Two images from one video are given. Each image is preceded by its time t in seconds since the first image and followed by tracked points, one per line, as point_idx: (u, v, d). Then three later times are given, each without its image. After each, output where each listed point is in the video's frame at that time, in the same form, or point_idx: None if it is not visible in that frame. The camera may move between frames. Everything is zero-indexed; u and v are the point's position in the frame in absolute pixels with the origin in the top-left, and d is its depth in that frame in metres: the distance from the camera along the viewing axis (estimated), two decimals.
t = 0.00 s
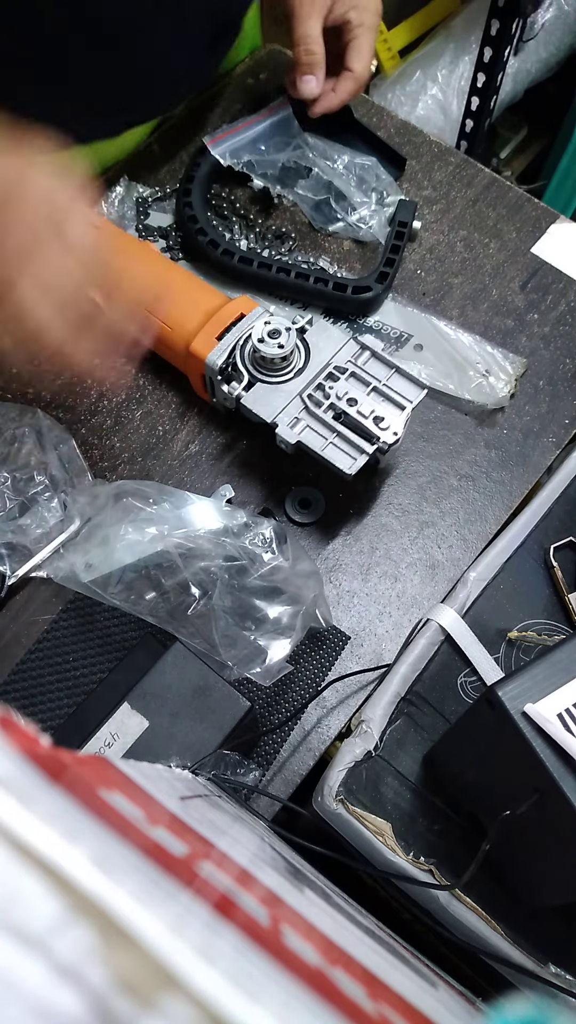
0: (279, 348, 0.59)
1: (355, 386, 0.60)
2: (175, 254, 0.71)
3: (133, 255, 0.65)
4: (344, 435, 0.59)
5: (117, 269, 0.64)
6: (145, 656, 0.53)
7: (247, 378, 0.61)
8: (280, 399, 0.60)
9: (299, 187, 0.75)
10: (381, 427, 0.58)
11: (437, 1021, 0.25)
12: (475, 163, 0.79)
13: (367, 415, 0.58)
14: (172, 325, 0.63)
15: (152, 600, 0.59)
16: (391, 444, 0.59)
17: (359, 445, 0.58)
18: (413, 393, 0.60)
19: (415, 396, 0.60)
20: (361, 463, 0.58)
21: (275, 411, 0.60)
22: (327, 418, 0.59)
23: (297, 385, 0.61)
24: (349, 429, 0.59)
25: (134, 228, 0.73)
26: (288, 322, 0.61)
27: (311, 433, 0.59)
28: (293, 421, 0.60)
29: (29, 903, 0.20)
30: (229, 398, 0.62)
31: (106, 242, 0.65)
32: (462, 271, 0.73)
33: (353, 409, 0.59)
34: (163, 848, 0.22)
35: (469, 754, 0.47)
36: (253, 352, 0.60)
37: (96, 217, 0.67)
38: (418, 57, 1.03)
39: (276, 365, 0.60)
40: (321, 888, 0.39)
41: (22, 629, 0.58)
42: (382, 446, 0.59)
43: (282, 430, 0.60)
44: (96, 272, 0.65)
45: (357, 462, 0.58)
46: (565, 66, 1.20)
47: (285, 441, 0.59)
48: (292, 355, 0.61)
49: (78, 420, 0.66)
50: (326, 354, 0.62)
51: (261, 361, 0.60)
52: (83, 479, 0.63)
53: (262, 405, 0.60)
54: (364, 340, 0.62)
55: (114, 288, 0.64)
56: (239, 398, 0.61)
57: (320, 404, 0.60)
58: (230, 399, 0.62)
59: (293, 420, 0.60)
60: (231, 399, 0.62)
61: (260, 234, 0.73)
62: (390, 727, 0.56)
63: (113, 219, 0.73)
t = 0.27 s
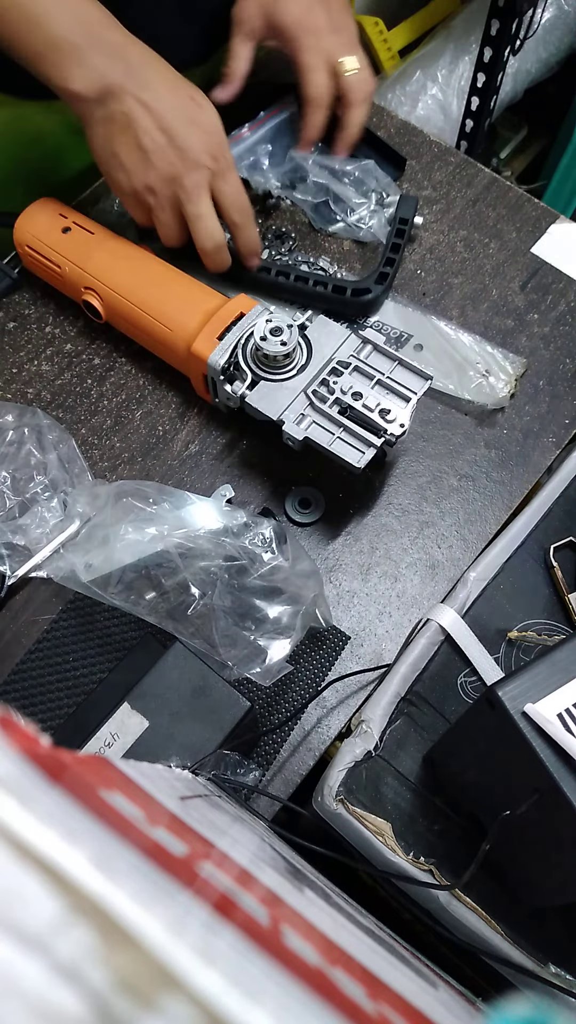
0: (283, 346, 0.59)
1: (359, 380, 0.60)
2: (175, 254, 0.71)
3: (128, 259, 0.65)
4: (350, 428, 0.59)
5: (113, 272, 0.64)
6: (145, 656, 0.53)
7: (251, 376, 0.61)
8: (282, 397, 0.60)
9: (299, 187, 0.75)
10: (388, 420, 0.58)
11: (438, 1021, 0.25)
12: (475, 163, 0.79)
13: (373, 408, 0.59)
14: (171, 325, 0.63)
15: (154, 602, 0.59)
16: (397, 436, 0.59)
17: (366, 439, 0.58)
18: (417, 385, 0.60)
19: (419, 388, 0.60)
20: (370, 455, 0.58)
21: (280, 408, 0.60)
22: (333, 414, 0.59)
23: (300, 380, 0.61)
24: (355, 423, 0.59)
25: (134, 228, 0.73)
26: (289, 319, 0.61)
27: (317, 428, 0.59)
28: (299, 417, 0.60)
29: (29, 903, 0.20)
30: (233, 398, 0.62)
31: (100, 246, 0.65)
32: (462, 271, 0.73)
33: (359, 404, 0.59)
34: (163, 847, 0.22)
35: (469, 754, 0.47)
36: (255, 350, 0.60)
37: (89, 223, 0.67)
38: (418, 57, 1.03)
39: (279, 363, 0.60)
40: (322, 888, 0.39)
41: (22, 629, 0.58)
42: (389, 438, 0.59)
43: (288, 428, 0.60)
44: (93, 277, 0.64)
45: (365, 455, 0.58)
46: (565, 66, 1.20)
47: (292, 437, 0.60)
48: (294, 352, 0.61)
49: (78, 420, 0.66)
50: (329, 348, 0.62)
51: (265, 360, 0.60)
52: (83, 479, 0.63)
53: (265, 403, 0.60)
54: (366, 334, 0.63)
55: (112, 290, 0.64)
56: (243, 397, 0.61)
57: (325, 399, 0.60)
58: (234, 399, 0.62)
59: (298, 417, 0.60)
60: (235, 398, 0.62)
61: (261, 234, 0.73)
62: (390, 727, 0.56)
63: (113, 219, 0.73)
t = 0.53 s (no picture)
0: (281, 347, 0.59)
1: (358, 381, 0.60)
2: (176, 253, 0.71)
3: (127, 260, 0.65)
4: (349, 430, 0.59)
5: (113, 273, 0.64)
6: (145, 656, 0.53)
7: (250, 378, 0.61)
8: (282, 398, 0.60)
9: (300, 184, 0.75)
10: (387, 421, 0.59)
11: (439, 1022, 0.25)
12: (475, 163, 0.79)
13: (372, 409, 0.59)
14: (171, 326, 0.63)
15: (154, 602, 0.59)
16: (397, 437, 0.59)
17: (365, 441, 0.58)
18: (416, 385, 0.60)
19: (418, 389, 0.60)
20: (370, 456, 0.58)
21: (279, 408, 0.60)
22: (331, 416, 0.59)
23: (299, 382, 0.61)
24: (354, 424, 0.59)
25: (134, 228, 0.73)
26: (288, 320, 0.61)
27: (316, 429, 0.59)
28: (298, 419, 0.60)
29: (30, 904, 0.20)
30: (232, 398, 0.62)
31: (100, 248, 0.65)
32: (462, 271, 0.73)
33: (358, 405, 0.59)
34: (163, 847, 0.22)
35: (469, 754, 0.47)
36: (254, 350, 0.60)
37: (88, 224, 0.67)
38: (418, 57, 1.03)
39: (278, 364, 0.60)
40: (322, 888, 0.39)
41: (22, 629, 0.58)
42: (388, 439, 0.59)
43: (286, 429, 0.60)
44: (92, 278, 0.64)
45: (364, 457, 0.58)
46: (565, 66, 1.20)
47: (291, 439, 0.59)
48: (294, 353, 0.61)
49: (78, 420, 0.66)
50: (328, 349, 0.62)
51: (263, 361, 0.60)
52: (83, 479, 0.63)
53: (264, 404, 0.60)
54: (365, 334, 0.63)
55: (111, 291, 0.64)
56: (242, 398, 0.61)
57: (324, 401, 0.60)
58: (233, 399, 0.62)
59: (297, 418, 0.60)
60: (234, 398, 0.62)
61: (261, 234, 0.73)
62: (390, 727, 0.56)
63: (113, 219, 0.73)
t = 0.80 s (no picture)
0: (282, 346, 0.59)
1: (359, 380, 0.60)
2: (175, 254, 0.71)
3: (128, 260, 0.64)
4: (351, 428, 0.59)
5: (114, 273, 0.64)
6: (144, 657, 0.53)
7: (251, 377, 0.61)
8: (284, 397, 0.60)
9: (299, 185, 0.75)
10: (389, 418, 0.59)
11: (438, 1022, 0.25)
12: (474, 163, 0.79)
13: (374, 407, 0.59)
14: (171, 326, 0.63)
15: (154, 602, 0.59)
16: (399, 434, 0.59)
17: (367, 438, 0.59)
18: (417, 385, 0.60)
19: (420, 387, 0.60)
20: (372, 454, 0.58)
21: (282, 406, 0.60)
22: (333, 414, 0.59)
23: (301, 381, 0.61)
24: (355, 422, 0.59)
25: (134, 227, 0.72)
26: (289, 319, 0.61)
27: (318, 428, 0.60)
28: (300, 417, 0.60)
29: (30, 904, 0.20)
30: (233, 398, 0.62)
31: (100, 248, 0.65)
32: (462, 271, 0.73)
33: (360, 402, 0.59)
34: (163, 847, 0.22)
35: (470, 754, 0.47)
36: (255, 349, 0.60)
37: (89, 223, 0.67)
38: (418, 57, 1.03)
39: (279, 362, 0.60)
40: (322, 888, 0.39)
41: (21, 629, 0.58)
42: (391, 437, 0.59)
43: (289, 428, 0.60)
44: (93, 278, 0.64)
45: (366, 455, 0.58)
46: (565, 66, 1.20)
47: (292, 436, 0.60)
48: (295, 352, 0.61)
49: (77, 420, 0.66)
50: (329, 347, 0.62)
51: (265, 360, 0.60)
52: (83, 479, 0.63)
53: (265, 404, 0.60)
54: (366, 333, 0.63)
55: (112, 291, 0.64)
56: (243, 398, 0.61)
57: (326, 399, 0.60)
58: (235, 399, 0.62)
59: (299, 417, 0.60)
60: (235, 398, 0.62)
61: (260, 233, 0.72)
62: (390, 727, 0.56)
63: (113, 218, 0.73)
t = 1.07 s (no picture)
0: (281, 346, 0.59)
1: (359, 381, 0.60)
2: (175, 254, 0.71)
3: (128, 260, 0.65)
4: (349, 429, 0.59)
5: (114, 274, 0.64)
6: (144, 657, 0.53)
7: (250, 378, 0.61)
8: (282, 398, 0.60)
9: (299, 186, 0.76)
10: (387, 421, 0.58)
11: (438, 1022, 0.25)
12: (474, 163, 0.79)
13: (372, 409, 0.58)
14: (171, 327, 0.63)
15: (154, 602, 0.59)
16: (397, 438, 0.59)
17: (365, 440, 0.58)
18: (417, 385, 0.60)
19: (419, 389, 0.60)
20: (369, 457, 0.58)
21: (280, 407, 0.60)
22: (332, 415, 0.59)
23: (299, 382, 0.61)
24: (354, 424, 0.59)
25: (134, 228, 0.72)
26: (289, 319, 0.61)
27: (316, 429, 0.59)
28: (299, 419, 0.60)
29: (30, 904, 0.20)
30: (232, 398, 0.62)
31: (100, 248, 0.65)
32: (462, 271, 0.73)
33: (358, 405, 0.59)
34: (162, 847, 0.22)
35: (469, 754, 0.47)
36: (254, 350, 0.60)
37: (89, 223, 0.67)
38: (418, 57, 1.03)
39: (278, 363, 0.60)
40: (322, 888, 0.39)
41: (22, 629, 0.58)
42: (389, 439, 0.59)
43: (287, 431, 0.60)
44: (93, 279, 0.65)
45: (365, 456, 0.58)
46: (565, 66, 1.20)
47: (291, 438, 0.60)
48: (294, 353, 0.61)
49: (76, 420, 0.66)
50: (328, 348, 0.62)
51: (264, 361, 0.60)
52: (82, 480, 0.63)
53: (263, 405, 0.60)
54: (365, 334, 0.63)
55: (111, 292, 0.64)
56: (242, 398, 0.61)
57: (325, 400, 0.60)
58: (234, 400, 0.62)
59: (297, 420, 0.60)
60: (234, 399, 0.62)
61: (260, 233, 0.73)
62: (390, 727, 0.56)
63: (113, 218, 0.73)
